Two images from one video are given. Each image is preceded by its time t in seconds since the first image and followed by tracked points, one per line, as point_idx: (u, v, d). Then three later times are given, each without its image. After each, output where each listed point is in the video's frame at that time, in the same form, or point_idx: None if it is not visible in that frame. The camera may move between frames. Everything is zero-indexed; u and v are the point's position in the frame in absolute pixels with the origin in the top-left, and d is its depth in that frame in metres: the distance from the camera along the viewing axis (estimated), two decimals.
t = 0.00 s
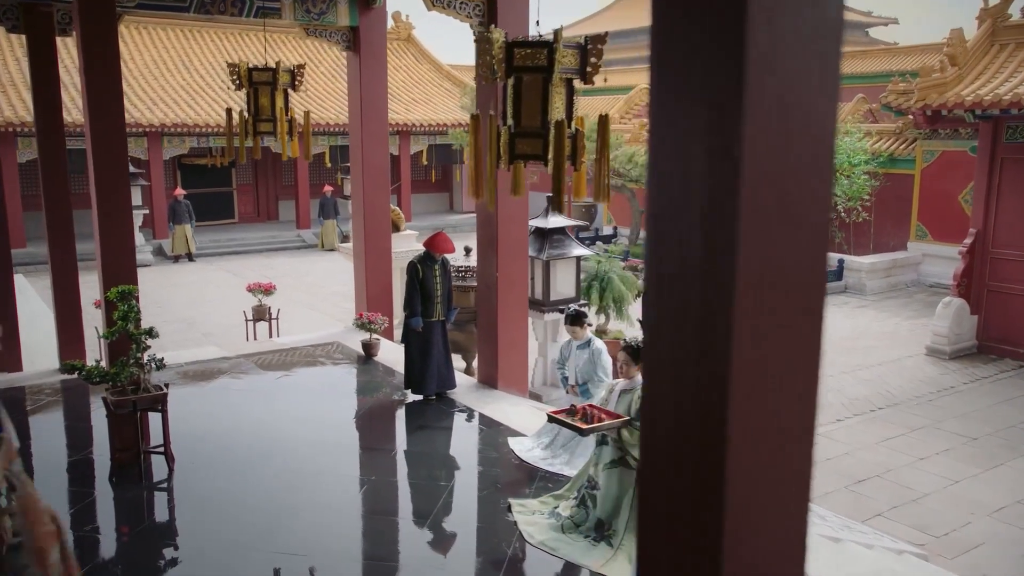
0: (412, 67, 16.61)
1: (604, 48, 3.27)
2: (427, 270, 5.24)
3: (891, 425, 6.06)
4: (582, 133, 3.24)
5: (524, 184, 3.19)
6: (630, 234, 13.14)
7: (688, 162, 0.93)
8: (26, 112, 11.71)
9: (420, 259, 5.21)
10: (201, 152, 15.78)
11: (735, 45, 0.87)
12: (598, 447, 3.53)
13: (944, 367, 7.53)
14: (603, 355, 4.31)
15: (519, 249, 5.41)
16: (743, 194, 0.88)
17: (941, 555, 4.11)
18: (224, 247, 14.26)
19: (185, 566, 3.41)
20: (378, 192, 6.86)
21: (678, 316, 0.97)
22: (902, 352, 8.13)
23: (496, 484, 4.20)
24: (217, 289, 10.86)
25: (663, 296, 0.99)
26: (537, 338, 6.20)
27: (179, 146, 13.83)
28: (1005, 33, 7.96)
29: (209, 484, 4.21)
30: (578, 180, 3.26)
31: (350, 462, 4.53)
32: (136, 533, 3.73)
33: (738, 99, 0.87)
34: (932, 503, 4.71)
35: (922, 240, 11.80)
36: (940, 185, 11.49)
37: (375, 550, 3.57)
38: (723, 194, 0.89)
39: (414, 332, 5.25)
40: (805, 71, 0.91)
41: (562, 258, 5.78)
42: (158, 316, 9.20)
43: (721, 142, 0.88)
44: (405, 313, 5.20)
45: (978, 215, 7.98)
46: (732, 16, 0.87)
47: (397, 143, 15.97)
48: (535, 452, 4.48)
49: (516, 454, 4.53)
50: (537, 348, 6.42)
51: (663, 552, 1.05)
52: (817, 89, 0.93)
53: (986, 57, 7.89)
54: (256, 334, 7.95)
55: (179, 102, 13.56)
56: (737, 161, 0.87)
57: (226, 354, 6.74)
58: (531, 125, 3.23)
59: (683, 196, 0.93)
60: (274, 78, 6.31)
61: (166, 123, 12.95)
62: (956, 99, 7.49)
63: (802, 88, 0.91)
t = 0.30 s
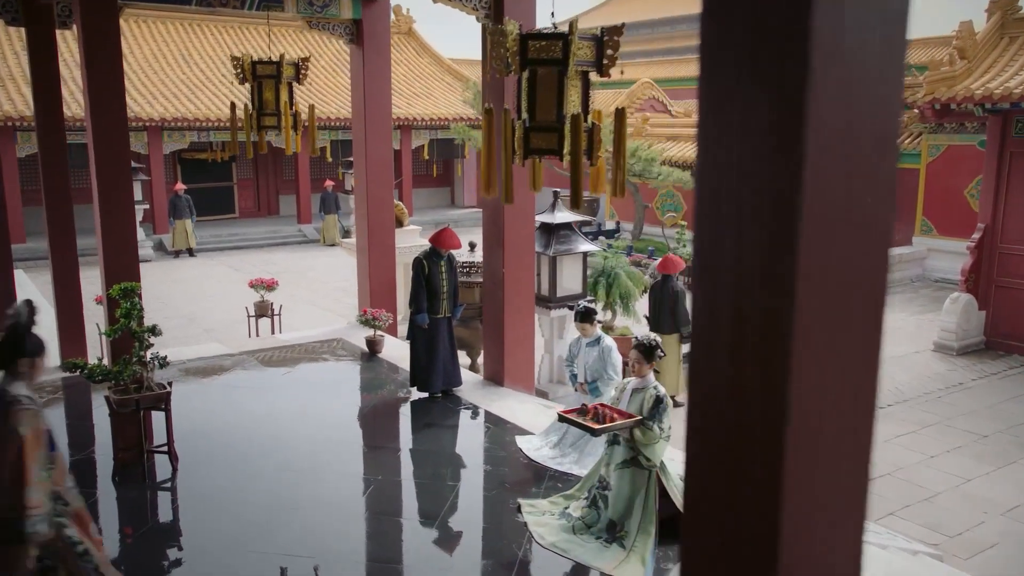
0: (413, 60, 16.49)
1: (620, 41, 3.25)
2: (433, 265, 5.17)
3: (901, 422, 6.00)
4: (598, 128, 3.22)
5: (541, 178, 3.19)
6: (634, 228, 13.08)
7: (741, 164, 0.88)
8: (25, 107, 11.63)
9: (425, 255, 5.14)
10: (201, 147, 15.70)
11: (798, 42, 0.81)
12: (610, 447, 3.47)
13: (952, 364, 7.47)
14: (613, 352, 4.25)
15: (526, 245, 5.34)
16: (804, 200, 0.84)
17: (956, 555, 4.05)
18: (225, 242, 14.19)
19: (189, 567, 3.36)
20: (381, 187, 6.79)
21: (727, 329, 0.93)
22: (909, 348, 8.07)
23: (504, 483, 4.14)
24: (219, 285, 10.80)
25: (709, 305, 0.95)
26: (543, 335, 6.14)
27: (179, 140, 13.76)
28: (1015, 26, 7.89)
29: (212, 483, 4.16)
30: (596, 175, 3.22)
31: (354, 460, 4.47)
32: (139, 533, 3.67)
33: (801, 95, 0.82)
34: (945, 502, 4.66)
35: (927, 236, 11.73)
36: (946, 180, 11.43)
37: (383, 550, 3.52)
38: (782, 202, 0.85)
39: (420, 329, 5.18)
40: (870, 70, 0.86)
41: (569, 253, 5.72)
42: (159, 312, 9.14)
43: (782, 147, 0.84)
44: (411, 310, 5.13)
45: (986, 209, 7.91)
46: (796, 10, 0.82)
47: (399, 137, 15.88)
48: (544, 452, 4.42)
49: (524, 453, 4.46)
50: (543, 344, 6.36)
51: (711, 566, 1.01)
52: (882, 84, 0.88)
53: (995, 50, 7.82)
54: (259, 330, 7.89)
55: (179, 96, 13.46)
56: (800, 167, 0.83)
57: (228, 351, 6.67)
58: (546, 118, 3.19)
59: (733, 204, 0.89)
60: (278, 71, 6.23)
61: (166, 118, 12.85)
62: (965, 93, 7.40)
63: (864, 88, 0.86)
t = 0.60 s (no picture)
0: (412, 54, 16.38)
1: (633, 34, 3.27)
2: (437, 262, 5.10)
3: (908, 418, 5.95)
4: (611, 121, 3.28)
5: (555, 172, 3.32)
6: (635, 223, 13.03)
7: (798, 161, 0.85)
8: (24, 101, 11.57)
9: (429, 251, 5.08)
10: (200, 141, 15.62)
11: (861, 36, 0.78)
12: (618, 446, 3.43)
13: (958, 359, 7.43)
14: (620, 349, 4.19)
15: (530, 241, 5.29)
16: (865, 201, 0.81)
17: (967, 554, 4.00)
18: (224, 238, 14.13)
19: (193, 567, 3.30)
20: (384, 182, 6.73)
21: (778, 330, 0.90)
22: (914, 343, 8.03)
23: (511, 482, 4.09)
24: (219, 280, 10.74)
25: (759, 304, 0.92)
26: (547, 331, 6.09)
27: (178, 135, 13.70)
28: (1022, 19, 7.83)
29: (215, 481, 4.10)
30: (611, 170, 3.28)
31: (357, 458, 4.42)
32: (141, 533, 3.62)
33: (860, 94, 0.79)
34: (955, 500, 4.61)
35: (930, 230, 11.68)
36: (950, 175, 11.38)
37: (388, 550, 3.47)
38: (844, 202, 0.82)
39: (423, 326, 5.12)
40: (933, 66, 0.83)
41: (573, 249, 5.68)
42: (159, 308, 9.08)
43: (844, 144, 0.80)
44: (415, 306, 5.08)
45: (992, 204, 7.85)
46: (857, 4, 0.78)
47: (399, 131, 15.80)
48: (550, 450, 4.37)
49: (530, 451, 4.41)
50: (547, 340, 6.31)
51: None
52: (943, 85, 0.85)
53: (1002, 43, 7.75)
54: (260, 326, 7.83)
55: (178, 90, 13.38)
56: (859, 166, 0.80)
57: (229, 347, 6.62)
58: (559, 113, 3.25)
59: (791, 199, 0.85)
60: (280, 65, 6.17)
61: (165, 112, 12.77)
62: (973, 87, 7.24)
63: (929, 85, 0.83)
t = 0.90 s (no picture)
0: (411, 46, 16.26)
1: (647, 24, 3.19)
2: (441, 256, 5.04)
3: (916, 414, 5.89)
4: (624, 113, 3.31)
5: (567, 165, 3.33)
6: (637, 216, 12.97)
7: (836, 147, 0.87)
8: (20, 93, 11.45)
9: (433, 245, 5.02)
10: (198, 134, 15.52)
11: (947, 17, 0.77)
12: (628, 444, 3.36)
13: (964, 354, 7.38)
14: (628, 346, 4.13)
15: (535, 235, 5.22)
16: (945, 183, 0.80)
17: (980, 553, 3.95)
18: (223, 231, 14.05)
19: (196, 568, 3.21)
20: (386, 176, 6.66)
21: (845, 316, 0.89)
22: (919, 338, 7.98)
23: (519, 481, 4.03)
24: (218, 274, 10.67)
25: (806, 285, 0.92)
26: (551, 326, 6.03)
27: (176, 128, 13.59)
28: None
29: (217, 479, 4.03)
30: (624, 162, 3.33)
31: (361, 455, 4.36)
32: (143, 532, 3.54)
33: (944, 76, 0.78)
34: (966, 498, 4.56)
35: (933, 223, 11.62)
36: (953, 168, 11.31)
37: (394, 549, 3.40)
38: (889, 176, 0.83)
39: (428, 321, 5.06)
40: (1013, 48, 0.82)
41: (579, 244, 5.61)
42: (158, 303, 9.01)
43: (853, 133, 0.85)
44: (418, 301, 5.02)
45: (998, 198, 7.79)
46: None
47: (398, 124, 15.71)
48: (557, 447, 4.32)
49: (536, 448, 4.36)
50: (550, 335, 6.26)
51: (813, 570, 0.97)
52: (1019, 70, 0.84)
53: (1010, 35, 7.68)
54: (260, 321, 7.75)
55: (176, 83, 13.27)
56: (942, 147, 0.79)
57: (229, 342, 6.55)
58: (571, 105, 3.23)
59: (800, 179, 0.92)
60: (282, 56, 6.08)
61: (163, 104, 12.66)
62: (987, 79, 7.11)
63: (1007, 71, 0.82)
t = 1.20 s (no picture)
0: (410, 40, 16.18)
1: (658, 15, 3.15)
2: (444, 252, 4.99)
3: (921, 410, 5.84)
4: (634, 106, 3.28)
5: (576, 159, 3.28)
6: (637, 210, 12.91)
7: (891, 158, 0.83)
8: (17, 87, 11.38)
9: (436, 240, 4.96)
10: (195, 128, 15.42)
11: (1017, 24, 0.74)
12: (637, 442, 3.32)
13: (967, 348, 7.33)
14: (635, 342, 4.08)
15: (539, 231, 5.17)
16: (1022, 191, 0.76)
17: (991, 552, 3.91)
18: (221, 225, 13.96)
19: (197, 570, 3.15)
20: (387, 170, 6.60)
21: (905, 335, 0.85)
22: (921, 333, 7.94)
23: (526, 479, 3.98)
24: (217, 269, 10.59)
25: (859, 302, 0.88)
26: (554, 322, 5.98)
27: (173, 121, 13.49)
28: None
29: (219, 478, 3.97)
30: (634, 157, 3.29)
31: (364, 453, 4.30)
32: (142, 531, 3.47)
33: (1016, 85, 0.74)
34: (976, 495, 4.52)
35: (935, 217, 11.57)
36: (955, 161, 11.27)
37: (399, 550, 3.35)
38: (960, 185, 0.79)
39: (430, 317, 5.01)
40: None
41: (582, 238, 5.54)
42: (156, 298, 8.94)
43: (899, 150, 0.82)
44: (421, 297, 4.97)
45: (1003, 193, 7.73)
46: None
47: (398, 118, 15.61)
48: (562, 445, 4.27)
49: (541, 446, 4.31)
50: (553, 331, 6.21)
51: None
52: None
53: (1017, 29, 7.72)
54: (260, 316, 7.68)
55: (173, 76, 13.16)
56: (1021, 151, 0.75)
57: (229, 338, 6.49)
58: (580, 97, 3.18)
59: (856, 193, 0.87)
60: (282, 49, 6.01)
61: (160, 98, 12.56)
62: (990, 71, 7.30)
63: None
